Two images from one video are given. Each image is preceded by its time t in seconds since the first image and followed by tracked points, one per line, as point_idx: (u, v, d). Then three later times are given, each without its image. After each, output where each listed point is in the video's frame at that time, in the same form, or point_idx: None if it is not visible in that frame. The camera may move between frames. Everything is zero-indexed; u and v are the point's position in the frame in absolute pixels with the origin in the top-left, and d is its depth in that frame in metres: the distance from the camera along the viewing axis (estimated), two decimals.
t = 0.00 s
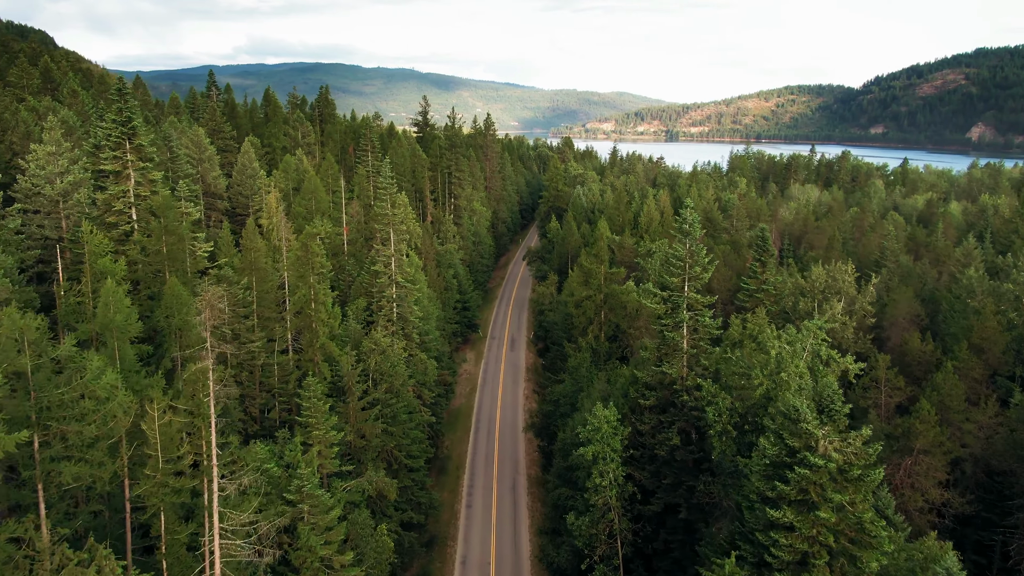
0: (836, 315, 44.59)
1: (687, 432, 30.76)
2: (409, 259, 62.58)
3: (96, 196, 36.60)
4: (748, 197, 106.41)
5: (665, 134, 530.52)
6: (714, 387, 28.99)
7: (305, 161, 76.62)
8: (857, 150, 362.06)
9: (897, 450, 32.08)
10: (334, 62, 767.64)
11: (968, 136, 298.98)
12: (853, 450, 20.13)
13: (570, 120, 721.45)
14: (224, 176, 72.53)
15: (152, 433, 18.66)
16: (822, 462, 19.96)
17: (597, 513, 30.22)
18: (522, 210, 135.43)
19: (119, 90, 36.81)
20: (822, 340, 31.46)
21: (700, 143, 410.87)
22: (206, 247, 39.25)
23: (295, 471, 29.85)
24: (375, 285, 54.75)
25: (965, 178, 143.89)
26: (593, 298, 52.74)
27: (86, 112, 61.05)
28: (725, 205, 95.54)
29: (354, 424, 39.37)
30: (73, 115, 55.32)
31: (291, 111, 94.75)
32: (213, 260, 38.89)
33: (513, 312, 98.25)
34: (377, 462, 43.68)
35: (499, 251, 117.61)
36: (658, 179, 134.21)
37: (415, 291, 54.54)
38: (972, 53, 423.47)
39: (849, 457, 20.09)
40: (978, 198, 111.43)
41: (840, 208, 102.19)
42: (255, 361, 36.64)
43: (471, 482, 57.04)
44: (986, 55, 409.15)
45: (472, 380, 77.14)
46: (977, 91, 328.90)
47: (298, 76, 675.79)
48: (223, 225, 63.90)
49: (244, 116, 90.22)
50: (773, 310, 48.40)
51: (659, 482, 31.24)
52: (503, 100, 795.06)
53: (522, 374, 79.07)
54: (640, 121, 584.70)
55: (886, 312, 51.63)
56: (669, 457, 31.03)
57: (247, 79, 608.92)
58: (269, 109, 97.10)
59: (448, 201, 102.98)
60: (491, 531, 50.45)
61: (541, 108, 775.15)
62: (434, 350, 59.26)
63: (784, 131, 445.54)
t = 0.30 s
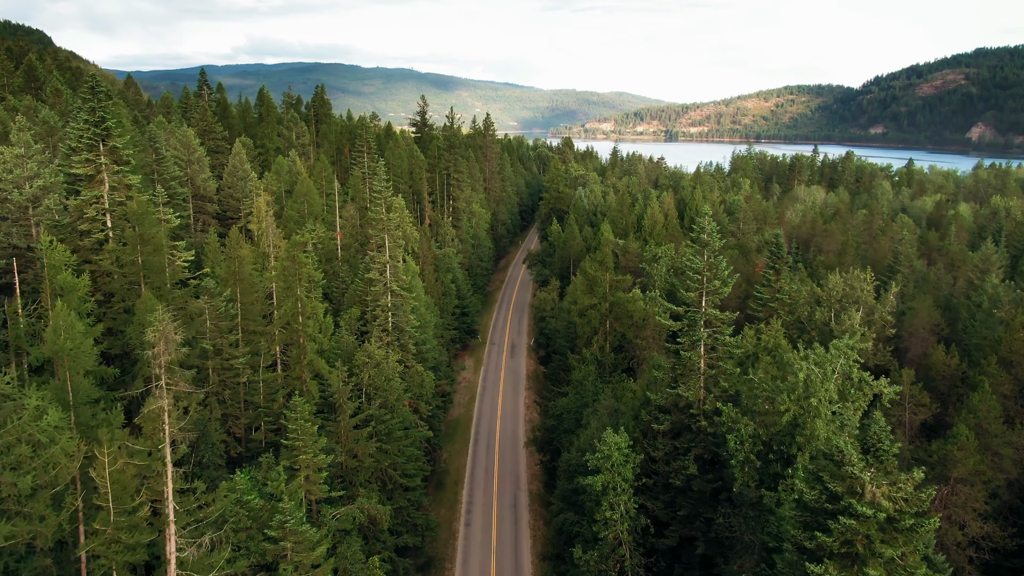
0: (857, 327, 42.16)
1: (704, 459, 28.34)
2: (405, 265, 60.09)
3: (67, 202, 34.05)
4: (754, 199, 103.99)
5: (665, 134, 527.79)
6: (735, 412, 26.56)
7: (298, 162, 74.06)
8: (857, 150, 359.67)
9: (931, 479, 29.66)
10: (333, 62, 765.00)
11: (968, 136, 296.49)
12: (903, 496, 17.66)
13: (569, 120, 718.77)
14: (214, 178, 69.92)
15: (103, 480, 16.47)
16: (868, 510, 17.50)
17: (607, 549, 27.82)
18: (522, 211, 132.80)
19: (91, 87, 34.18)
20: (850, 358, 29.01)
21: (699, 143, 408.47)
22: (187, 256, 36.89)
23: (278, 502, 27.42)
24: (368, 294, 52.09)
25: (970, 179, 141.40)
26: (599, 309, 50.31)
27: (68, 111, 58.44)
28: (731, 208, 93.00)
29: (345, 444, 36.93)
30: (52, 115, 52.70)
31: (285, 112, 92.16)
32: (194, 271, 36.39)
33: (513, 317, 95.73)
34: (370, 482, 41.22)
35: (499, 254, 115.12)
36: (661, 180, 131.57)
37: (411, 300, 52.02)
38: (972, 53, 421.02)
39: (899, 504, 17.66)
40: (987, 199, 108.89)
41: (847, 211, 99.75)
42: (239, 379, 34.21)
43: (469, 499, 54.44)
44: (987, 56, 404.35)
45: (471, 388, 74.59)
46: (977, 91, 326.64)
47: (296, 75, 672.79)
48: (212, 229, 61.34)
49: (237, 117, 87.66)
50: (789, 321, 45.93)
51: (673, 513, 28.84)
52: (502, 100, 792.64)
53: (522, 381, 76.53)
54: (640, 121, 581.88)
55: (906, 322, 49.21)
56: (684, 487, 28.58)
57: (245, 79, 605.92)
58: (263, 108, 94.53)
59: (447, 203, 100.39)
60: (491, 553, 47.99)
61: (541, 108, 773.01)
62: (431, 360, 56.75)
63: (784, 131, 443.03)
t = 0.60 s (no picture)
0: (879, 341, 39.80)
1: (726, 493, 25.96)
2: (401, 272, 57.63)
3: (33, 209, 31.53)
4: (759, 201, 101.70)
5: (664, 134, 525.32)
6: (761, 442, 24.15)
7: (291, 163, 71.55)
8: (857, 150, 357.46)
9: (970, 512, 27.31)
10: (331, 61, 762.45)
11: (968, 136, 294.52)
12: (970, 556, 15.37)
13: (568, 120, 716.46)
14: (203, 180, 67.43)
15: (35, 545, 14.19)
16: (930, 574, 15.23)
17: None
18: (522, 212, 130.30)
19: (60, 85, 31.63)
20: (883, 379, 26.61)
21: (698, 143, 406.13)
22: (164, 267, 34.35)
23: (261, 541, 25.11)
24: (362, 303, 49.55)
25: (975, 180, 139.10)
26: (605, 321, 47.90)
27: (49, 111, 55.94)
28: (736, 211, 90.69)
29: (335, 468, 34.53)
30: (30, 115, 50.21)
31: (278, 111, 89.71)
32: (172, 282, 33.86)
33: (513, 322, 93.17)
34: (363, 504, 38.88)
35: (498, 257, 112.58)
36: (663, 181, 129.16)
37: (407, 309, 49.50)
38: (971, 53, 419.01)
39: (965, 565, 15.39)
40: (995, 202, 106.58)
41: (855, 213, 97.46)
42: (220, 400, 31.75)
43: (468, 517, 51.87)
44: (987, 56, 401.86)
45: (470, 398, 72.02)
46: (977, 91, 324.67)
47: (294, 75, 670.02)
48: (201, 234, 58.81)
49: (229, 117, 85.19)
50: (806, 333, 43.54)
51: (691, 551, 26.48)
52: (501, 100, 790.15)
53: (523, 390, 73.96)
54: (639, 121, 579.45)
55: (927, 334, 46.89)
56: (703, 523, 26.18)
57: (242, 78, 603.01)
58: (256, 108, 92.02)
59: (445, 206, 97.90)
60: None
61: (539, 108, 770.43)
62: (428, 371, 54.30)
63: (784, 131, 440.80)
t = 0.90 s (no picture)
0: (904, 356, 37.39)
1: (751, 532, 23.56)
2: (398, 279, 55.23)
3: None
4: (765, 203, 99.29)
5: (663, 134, 522.85)
6: (793, 479, 21.74)
7: (284, 165, 69.04)
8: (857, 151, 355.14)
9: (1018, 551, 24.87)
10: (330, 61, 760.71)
11: (968, 136, 292.26)
12: None
13: (568, 121, 714.11)
14: (192, 182, 65.03)
15: None
16: None
17: None
18: (522, 214, 127.74)
19: (23, 83, 29.13)
20: (924, 405, 24.21)
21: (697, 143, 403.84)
22: (140, 278, 31.84)
23: None
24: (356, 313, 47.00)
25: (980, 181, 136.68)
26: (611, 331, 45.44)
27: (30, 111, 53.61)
28: (742, 213, 88.24)
29: (324, 494, 32.07)
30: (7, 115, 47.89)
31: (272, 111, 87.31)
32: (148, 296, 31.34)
33: (513, 327, 90.55)
34: (355, 529, 36.38)
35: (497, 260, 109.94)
36: (665, 183, 126.75)
37: (403, 319, 46.98)
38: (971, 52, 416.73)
39: None
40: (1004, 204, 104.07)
41: (862, 215, 95.03)
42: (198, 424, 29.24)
43: (467, 537, 49.30)
44: (981, 55, 398.34)
45: (469, 408, 69.43)
46: (977, 91, 322.46)
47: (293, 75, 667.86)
48: (189, 239, 56.42)
49: (220, 117, 82.78)
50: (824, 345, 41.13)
51: None
52: (500, 100, 787.61)
53: (523, 399, 71.38)
54: (638, 121, 577.13)
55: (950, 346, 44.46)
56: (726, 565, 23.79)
57: (240, 78, 600.69)
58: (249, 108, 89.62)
59: (444, 208, 95.35)
60: None
61: (538, 108, 768.36)
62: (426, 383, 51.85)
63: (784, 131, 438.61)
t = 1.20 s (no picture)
0: (938, 374, 34.56)
1: None
2: (392, 287, 52.33)
3: None
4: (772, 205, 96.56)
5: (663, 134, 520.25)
6: (840, 532, 18.96)
7: (275, 167, 66.17)
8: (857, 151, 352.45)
9: None
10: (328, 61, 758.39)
11: (969, 135, 289.57)
12: None
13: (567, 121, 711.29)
14: (179, 185, 62.27)
15: None
16: None
17: None
18: (521, 216, 124.88)
19: None
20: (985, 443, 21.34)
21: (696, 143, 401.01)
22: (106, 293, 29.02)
23: None
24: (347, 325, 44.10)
25: (986, 182, 133.91)
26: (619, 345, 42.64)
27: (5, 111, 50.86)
28: (749, 216, 85.43)
29: (309, 529, 29.23)
30: None
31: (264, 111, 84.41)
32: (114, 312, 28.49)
33: (514, 334, 87.67)
34: (345, 562, 33.43)
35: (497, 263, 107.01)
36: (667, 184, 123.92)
37: (398, 332, 44.09)
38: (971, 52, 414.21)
39: None
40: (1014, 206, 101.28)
41: (872, 218, 92.21)
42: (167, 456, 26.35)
43: (466, 562, 46.42)
44: (981, 55, 395.75)
45: (468, 419, 66.54)
46: (977, 91, 319.77)
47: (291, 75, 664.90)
48: (172, 245, 53.53)
49: (210, 116, 79.93)
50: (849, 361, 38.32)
51: None
52: (499, 100, 784.64)
53: (524, 410, 68.50)
54: (638, 121, 574.24)
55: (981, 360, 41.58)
56: None
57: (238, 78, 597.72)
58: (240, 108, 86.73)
59: (442, 210, 92.50)
60: None
61: (537, 108, 765.62)
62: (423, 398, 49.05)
63: (784, 131, 435.91)
